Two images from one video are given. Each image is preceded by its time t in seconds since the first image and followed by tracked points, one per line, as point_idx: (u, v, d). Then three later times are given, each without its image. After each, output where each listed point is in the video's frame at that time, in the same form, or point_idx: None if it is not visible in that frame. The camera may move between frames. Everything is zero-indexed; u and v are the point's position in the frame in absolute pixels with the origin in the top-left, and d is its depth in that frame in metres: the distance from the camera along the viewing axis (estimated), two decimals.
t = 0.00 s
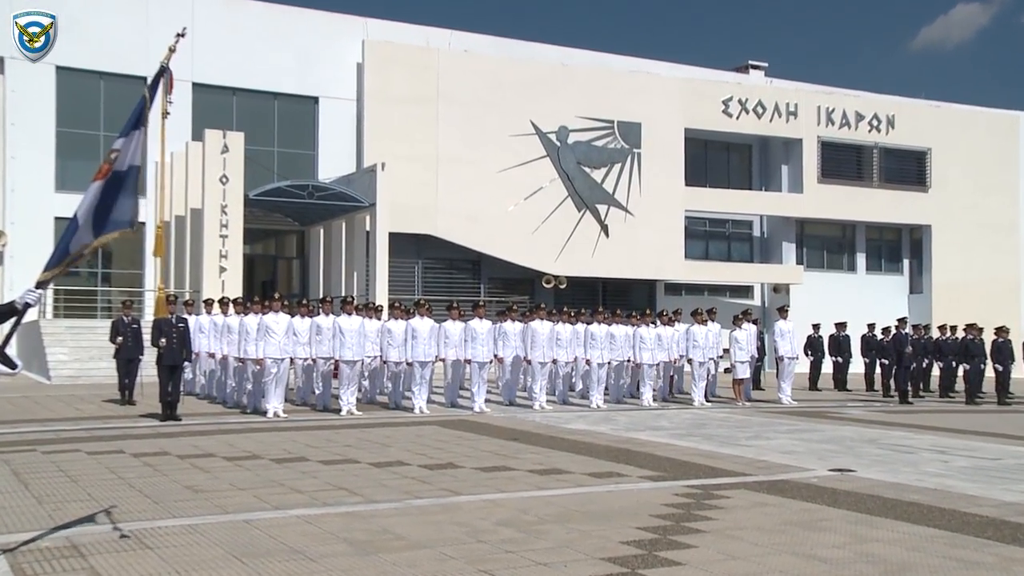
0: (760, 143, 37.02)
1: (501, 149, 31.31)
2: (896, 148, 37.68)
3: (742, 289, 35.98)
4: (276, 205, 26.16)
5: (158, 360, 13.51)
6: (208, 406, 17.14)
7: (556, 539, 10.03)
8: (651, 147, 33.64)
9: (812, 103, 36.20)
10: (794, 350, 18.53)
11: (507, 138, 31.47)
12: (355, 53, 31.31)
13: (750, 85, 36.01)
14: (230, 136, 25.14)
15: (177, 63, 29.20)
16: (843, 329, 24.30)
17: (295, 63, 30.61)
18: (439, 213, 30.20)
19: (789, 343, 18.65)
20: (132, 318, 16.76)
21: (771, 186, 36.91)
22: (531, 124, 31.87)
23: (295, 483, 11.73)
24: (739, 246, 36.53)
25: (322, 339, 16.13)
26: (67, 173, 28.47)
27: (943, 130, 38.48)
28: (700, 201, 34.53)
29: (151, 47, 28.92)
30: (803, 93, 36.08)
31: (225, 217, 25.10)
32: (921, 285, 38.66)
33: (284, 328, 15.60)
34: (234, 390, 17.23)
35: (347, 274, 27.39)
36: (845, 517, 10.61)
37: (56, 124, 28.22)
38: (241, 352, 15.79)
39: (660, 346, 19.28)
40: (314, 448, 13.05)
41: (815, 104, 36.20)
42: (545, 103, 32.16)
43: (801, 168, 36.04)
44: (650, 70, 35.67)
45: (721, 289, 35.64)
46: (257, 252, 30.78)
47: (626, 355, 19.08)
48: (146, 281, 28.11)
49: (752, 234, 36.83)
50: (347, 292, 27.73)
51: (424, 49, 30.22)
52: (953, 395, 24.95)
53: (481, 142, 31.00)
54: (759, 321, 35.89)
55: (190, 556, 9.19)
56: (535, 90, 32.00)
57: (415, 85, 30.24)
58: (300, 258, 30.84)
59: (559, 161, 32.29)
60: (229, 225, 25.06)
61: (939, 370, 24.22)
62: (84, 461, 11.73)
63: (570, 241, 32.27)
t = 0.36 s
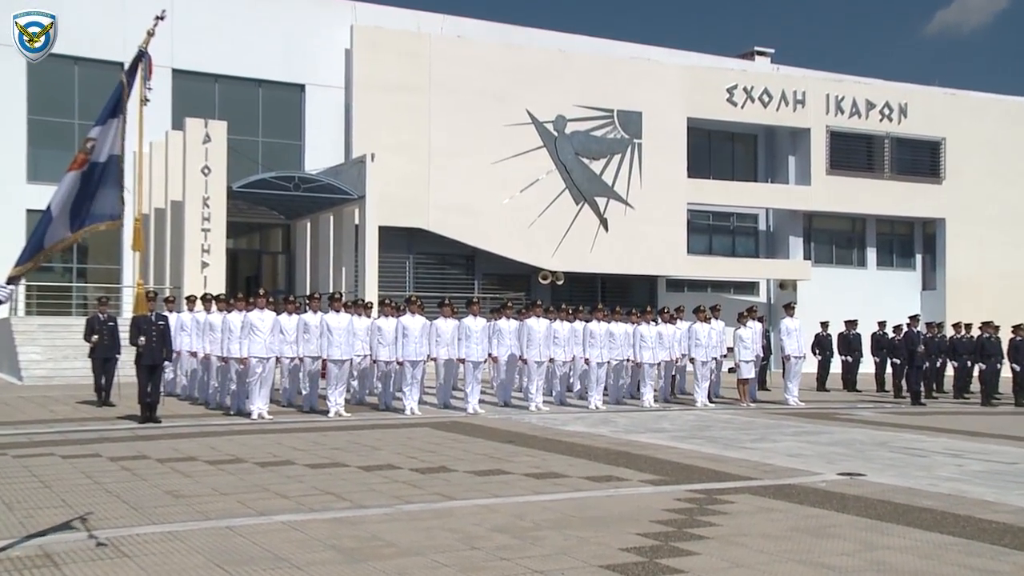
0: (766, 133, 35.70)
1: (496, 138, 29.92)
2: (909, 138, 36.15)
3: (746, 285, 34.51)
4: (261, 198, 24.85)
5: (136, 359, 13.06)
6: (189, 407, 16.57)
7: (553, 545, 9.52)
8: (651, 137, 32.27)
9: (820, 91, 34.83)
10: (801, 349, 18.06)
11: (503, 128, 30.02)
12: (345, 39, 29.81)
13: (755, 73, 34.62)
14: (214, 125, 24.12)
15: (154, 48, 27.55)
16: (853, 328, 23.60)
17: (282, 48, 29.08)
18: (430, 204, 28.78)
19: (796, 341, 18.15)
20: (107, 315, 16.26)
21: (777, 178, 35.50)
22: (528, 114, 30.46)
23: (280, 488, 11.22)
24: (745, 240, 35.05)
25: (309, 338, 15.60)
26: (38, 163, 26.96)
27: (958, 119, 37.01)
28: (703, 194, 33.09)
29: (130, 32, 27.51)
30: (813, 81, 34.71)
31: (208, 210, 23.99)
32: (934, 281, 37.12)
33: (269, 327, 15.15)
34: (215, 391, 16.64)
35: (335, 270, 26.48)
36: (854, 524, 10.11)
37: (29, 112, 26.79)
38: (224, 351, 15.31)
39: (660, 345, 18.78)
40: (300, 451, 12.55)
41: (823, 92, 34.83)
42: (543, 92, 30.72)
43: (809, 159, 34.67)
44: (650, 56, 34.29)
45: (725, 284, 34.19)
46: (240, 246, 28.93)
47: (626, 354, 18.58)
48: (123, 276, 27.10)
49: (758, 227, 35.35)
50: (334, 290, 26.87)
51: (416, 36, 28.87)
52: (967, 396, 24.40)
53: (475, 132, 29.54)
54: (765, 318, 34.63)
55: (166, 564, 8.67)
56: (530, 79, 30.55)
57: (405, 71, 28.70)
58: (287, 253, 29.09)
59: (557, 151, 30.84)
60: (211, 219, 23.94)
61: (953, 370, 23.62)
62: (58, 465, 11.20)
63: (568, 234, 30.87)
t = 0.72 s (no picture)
0: (773, 123, 34.24)
1: (491, 129, 28.62)
2: (922, 129, 34.67)
3: (750, 284, 33.36)
4: (244, 193, 23.86)
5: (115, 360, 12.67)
6: (169, 411, 16.00)
7: (551, 555, 9.01)
8: (652, 128, 30.92)
9: (831, 80, 33.29)
10: (809, 350, 17.59)
11: (498, 119, 28.72)
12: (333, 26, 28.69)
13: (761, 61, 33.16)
14: (195, 115, 23.02)
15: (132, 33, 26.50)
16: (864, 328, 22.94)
17: (266, 34, 28.04)
18: (423, 197, 27.58)
19: (804, 343, 17.67)
20: (83, 314, 15.73)
21: (784, 171, 34.04)
22: (524, 105, 29.18)
23: (266, 495, 10.72)
24: (750, 236, 33.84)
25: (295, 337, 15.17)
26: (11, 155, 26.34)
27: (976, 110, 35.38)
28: (706, 187, 31.71)
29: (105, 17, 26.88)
30: (822, 69, 33.19)
31: (189, 204, 22.84)
32: (950, 279, 35.52)
33: (254, 327, 14.67)
34: (197, 394, 16.14)
35: (324, 268, 25.18)
36: (866, 532, 9.62)
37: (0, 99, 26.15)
38: (207, 352, 14.83)
39: (662, 346, 18.29)
40: (288, 457, 12.06)
41: (834, 82, 33.29)
42: (539, 82, 29.41)
43: (819, 152, 33.22)
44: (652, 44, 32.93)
45: (730, 283, 32.94)
46: (224, 243, 27.93)
47: (627, 355, 18.06)
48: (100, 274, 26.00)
49: (765, 222, 34.11)
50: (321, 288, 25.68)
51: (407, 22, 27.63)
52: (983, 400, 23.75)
53: (469, 124, 28.33)
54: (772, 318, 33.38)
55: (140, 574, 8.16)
56: (523, 70, 29.20)
57: (395, 59, 27.51)
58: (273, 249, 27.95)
59: (553, 143, 29.56)
60: (194, 213, 22.81)
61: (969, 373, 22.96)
62: (32, 472, 10.70)
63: (569, 228, 29.62)
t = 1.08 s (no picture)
0: (783, 115, 33.08)
1: (488, 120, 27.58)
2: (940, 121, 33.47)
3: (759, 283, 32.31)
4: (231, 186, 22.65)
5: (93, 362, 12.30)
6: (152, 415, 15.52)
7: (551, 566, 8.52)
8: (655, 119, 29.88)
9: (844, 68, 32.17)
10: (820, 351, 17.18)
11: (494, 110, 27.68)
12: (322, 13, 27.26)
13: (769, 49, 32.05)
14: (177, 106, 21.67)
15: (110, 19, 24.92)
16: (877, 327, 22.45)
17: (253, 19, 26.56)
18: (418, 192, 26.54)
19: (814, 344, 17.26)
20: (61, 314, 15.27)
21: (795, 165, 32.82)
22: (523, 95, 28.12)
23: (251, 503, 10.23)
24: (760, 232, 32.72)
25: (282, 339, 14.66)
26: None
27: (995, 101, 34.16)
28: (714, 182, 30.66)
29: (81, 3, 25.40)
30: (834, 57, 32.07)
31: (171, 198, 21.55)
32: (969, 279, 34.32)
33: (239, 328, 14.19)
34: (180, 397, 15.65)
35: (312, 265, 24.46)
36: (880, 542, 9.13)
37: None
38: (190, 353, 14.32)
39: (667, 347, 17.77)
40: (275, 463, 11.58)
41: (847, 70, 32.18)
42: (538, 72, 28.35)
43: (831, 145, 32.05)
44: (657, 32, 31.94)
45: (737, 282, 31.99)
46: (208, 239, 26.86)
47: (630, 356, 17.57)
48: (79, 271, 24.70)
49: (774, 218, 33.00)
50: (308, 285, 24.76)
51: (401, 8, 26.54)
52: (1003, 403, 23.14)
53: (466, 116, 27.28)
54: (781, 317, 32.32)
55: None
56: (519, 56, 28.04)
57: (388, 46, 26.40)
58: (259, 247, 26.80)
59: (552, 135, 28.51)
60: (177, 209, 21.55)
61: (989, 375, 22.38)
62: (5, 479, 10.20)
63: (569, 222, 28.59)
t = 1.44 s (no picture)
0: (794, 105, 31.83)
1: (483, 110, 26.55)
2: (959, 110, 32.12)
3: (770, 281, 30.88)
4: (216, 180, 22.15)
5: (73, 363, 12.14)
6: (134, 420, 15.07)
7: None
8: (659, 108, 28.78)
9: (858, 56, 30.91)
10: (833, 353, 16.75)
11: (493, 101, 26.66)
12: None
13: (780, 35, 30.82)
14: (161, 98, 21.23)
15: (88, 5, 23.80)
16: (892, 328, 22.06)
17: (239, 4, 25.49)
18: (413, 186, 25.58)
19: (827, 345, 16.85)
20: (38, 314, 14.84)
21: (807, 158, 31.56)
22: (523, 84, 27.11)
23: (237, 511, 9.76)
24: (769, 228, 31.45)
25: (271, 339, 14.17)
26: None
27: (1017, 90, 32.80)
28: (719, 175, 29.51)
29: None
30: (848, 44, 30.81)
31: (154, 192, 21.03)
32: (989, 277, 32.98)
33: (226, 328, 13.80)
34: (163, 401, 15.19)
35: (302, 259, 24.05)
36: (898, 552, 8.66)
37: None
38: (174, 354, 13.93)
39: (672, 348, 17.27)
40: (263, 469, 11.13)
41: (862, 58, 30.91)
42: (538, 60, 27.32)
43: (845, 136, 30.77)
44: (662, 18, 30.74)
45: (746, 279, 30.74)
46: (194, 234, 25.63)
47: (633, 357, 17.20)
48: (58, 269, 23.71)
49: (785, 214, 31.71)
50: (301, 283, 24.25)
51: None
52: None
53: (462, 106, 26.24)
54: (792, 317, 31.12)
55: None
56: (517, 43, 27.00)
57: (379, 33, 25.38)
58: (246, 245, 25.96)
59: (553, 127, 27.50)
60: (159, 204, 21.05)
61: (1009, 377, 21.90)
62: None
63: (571, 216, 27.60)
